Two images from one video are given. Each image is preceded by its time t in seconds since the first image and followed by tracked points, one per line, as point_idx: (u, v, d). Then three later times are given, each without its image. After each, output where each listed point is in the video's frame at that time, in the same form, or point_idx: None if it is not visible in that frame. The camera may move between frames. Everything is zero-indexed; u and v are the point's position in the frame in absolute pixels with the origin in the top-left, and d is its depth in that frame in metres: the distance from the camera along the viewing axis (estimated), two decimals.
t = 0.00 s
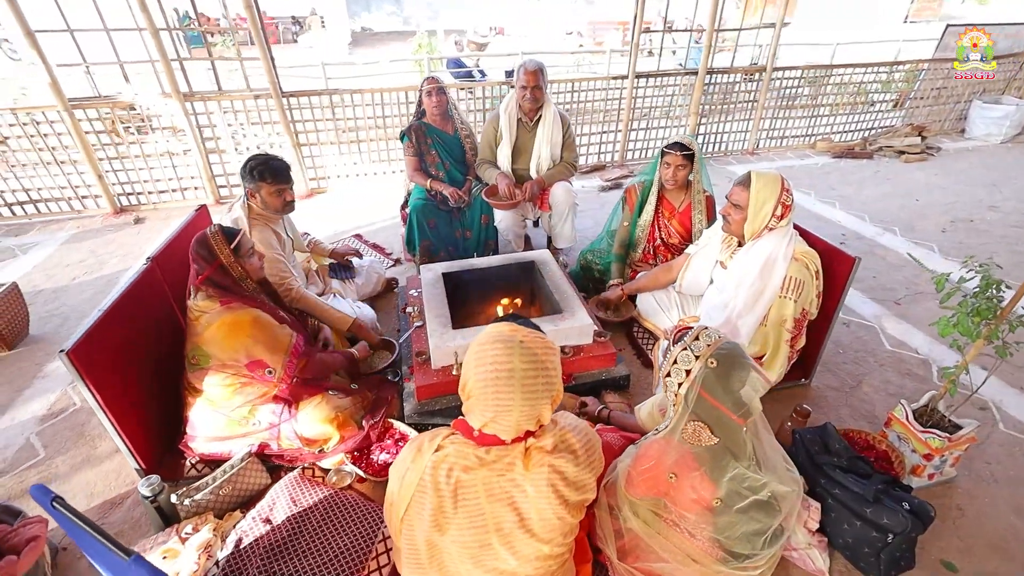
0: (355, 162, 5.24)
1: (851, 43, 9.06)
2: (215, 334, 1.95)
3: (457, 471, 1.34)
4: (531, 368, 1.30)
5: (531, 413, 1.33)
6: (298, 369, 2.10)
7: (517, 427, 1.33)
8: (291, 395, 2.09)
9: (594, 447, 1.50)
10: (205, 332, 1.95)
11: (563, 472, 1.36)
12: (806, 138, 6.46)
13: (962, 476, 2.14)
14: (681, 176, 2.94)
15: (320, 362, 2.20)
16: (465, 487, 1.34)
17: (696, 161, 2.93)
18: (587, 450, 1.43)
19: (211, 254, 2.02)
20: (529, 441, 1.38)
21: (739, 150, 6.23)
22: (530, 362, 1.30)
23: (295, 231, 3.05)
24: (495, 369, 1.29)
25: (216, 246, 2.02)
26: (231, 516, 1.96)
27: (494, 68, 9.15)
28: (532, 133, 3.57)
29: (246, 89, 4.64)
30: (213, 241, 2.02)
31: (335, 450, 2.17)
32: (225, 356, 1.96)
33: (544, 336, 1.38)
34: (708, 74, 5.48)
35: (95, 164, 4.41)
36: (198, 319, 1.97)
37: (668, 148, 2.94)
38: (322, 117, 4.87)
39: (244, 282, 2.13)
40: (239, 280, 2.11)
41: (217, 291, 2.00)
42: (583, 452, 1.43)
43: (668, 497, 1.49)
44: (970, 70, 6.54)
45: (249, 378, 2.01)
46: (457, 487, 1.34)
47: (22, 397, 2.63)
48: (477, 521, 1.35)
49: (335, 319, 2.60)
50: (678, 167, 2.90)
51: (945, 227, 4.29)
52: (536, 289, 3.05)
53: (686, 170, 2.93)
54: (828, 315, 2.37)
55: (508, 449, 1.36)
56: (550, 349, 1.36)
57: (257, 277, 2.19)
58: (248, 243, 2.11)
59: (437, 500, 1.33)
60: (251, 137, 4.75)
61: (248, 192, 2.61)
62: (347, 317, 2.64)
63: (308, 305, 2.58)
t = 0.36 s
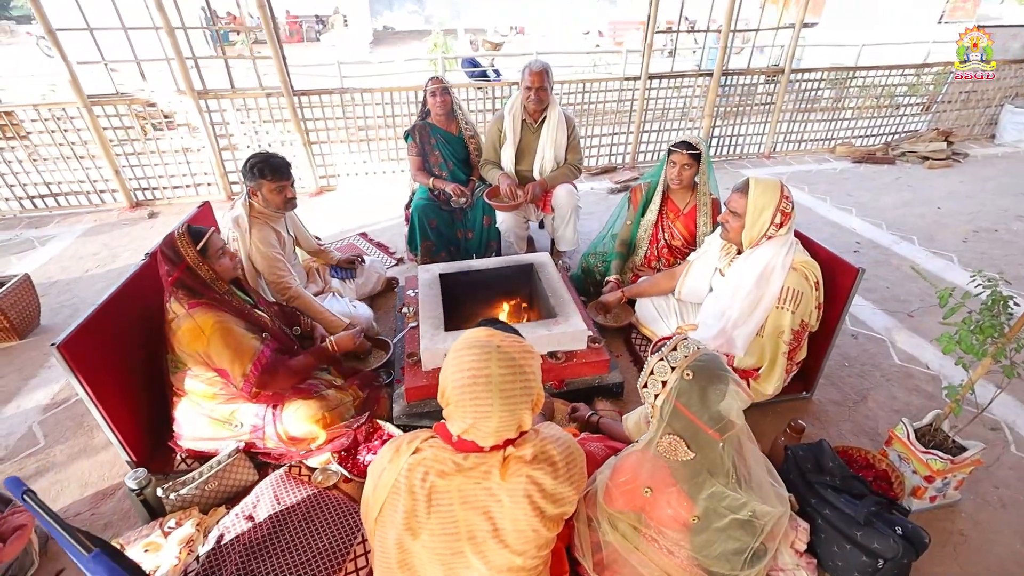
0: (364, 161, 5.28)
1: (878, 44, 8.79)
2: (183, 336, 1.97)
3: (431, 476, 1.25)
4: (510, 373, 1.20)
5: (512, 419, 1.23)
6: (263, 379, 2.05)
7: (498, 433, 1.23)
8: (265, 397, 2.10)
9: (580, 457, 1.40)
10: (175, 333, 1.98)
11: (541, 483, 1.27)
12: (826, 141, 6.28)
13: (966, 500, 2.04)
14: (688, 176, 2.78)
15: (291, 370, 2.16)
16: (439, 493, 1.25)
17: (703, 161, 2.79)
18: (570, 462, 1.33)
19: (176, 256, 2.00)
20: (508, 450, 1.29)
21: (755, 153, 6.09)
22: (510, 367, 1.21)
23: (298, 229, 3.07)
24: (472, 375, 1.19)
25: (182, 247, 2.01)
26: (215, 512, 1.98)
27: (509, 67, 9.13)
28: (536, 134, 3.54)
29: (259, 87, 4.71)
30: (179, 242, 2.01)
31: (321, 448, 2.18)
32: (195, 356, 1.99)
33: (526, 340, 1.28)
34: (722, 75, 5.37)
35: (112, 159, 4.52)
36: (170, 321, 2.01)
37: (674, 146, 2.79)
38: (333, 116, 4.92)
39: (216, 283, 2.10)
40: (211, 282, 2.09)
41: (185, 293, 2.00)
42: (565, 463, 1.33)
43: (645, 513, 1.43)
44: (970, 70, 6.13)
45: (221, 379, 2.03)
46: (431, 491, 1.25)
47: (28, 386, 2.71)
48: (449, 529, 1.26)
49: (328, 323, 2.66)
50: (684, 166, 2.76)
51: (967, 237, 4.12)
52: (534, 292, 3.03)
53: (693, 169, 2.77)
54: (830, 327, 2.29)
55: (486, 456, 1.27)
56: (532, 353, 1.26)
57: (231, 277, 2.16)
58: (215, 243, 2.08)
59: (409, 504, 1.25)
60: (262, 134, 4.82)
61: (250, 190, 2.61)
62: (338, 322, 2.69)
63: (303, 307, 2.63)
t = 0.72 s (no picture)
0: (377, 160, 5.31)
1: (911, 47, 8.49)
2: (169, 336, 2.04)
3: (401, 482, 1.21)
4: (480, 378, 1.18)
5: (482, 426, 1.19)
6: (240, 388, 2.08)
7: (468, 439, 1.20)
8: (249, 398, 2.12)
9: (557, 467, 1.36)
10: (163, 334, 2.07)
11: (513, 493, 1.23)
12: (850, 147, 6.09)
13: (977, 530, 1.94)
14: (698, 181, 2.69)
15: (269, 378, 2.16)
16: (409, 499, 1.21)
17: (714, 166, 2.71)
18: (545, 471, 1.30)
19: (163, 256, 2.06)
20: (480, 458, 1.25)
21: (775, 158, 5.94)
22: (479, 371, 1.18)
23: (303, 227, 3.09)
24: (441, 378, 1.17)
25: (168, 247, 2.06)
26: (205, 507, 2.00)
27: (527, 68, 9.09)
28: (544, 136, 3.50)
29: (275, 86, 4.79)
30: (165, 242, 2.06)
31: (312, 448, 2.19)
32: (181, 356, 2.06)
33: (499, 344, 1.26)
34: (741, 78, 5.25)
35: (133, 155, 4.65)
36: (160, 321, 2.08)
37: (685, 150, 2.72)
38: (347, 115, 4.96)
39: (204, 283, 2.13)
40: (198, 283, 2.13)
41: (172, 293, 2.06)
42: (540, 472, 1.29)
43: (625, 532, 1.37)
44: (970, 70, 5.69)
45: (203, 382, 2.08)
46: (401, 496, 1.22)
47: (40, 374, 2.78)
48: (419, 537, 1.23)
49: (330, 322, 2.68)
50: (694, 170, 2.67)
51: (995, 249, 3.93)
52: (535, 296, 3.00)
53: (703, 174, 2.69)
54: (837, 343, 2.20)
55: (458, 464, 1.23)
56: (504, 357, 1.24)
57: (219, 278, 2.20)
58: (202, 243, 2.12)
59: (378, 511, 1.22)
60: (277, 133, 4.90)
61: (255, 187, 2.66)
62: (337, 321, 2.69)
63: (303, 304, 2.66)
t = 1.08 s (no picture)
0: (390, 159, 5.35)
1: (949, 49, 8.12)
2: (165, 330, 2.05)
3: (360, 485, 1.18)
4: (433, 384, 1.15)
5: (436, 433, 1.17)
6: (238, 379, 2.10)
7: (422, 446, 1.17)
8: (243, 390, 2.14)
9: (525, 476, 1.32)
10: (160, 328, 2.06)
11: (474, 500, 1.18)
12: (877, 153, 5.86)
13: (983, 563, 1.82)
14: (704, 187, 2.60)
15: (267, 369, 2.19)
16: (367, 502, 1.18)
17: (722, 171, 2.61)
18: (509, 479, 1.25)
19: (164, 248, 2.09)
20: (442, 463, 1.21)
21: (796, 163, 5.76)
22: (433, 377, 1.16)
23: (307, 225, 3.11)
24: (393, 384, 1.15)
25: (172, 239, 2.12)
26: (192, 500, 2.03)
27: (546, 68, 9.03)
28: (550, 138, 3.45)
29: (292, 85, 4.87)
30: (169, 235, 2.10)
31: (300, 446, 2.20)
32: (178, 351, 2.06)
33: (458, 351, 1.24)
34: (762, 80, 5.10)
35: (155, 150, 4.78)
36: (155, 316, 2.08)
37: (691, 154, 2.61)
38: (361, 114, 5.01)
39: (204, 275, 2.18)
40: (200, 275, 2.18)
41: (171, 288, 2.06)
42: (504, 480, 1.24)
43: (595, 548, 1.32)
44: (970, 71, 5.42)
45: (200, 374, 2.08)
46: (360, 499, 1.19)
47: (51, 361, 2.87)
48: (377, 543, 1.19)
49: (320, 317, 2.68)
50: (699, 176, 2.58)
51: None
52: (534, 300, 2.96)
53: (709, 181, 2.60)
54: (841, 359, 2.10)
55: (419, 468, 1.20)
56: (462, 363, 1.22)
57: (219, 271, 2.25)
58: (203, 235, 2.19)
59: (337, 514, 1.19)
60: (293, 131, 4.98)
61: (257, 183, 2.68)
62: (331, 317, 2.70)
63: (299, 301, 2.66)
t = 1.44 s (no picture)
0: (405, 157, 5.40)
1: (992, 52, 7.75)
2: (174, 314, 2.11)
3: (313, 476, 1.21)
4: (353, 376, 1.17)
5: (368, 420, 1.19)
6: (241, 363, 2.15)
7: (359, 435, 1.20)
8: (246, 376, 2.18)
9: (483, 464, 1.33)
10: (169, 310, 2.12)
11: (426, 488, 1.19)
12: (906, 159, 5.63)
13: None
14: (707, 192, 2.54)
15: (271, 357, 2.23)
16: (321, 490, 1.21)
17: (726, 176, 2.54)
18: (463, 467, 1.25)
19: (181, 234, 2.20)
20: (392, 452, 1.23)
21: (819, 168, 5.58)
22: (353, 368, 1.18)
23: (314, 220, 3.14)
24: (319, 381, 1.19)
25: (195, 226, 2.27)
26: (184, 485, 2.08)
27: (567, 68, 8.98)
28: (558, 139, 3.42)
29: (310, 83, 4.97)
30: (191, 221, 2.24)
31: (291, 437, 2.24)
32: (184, 334, 2.12)
33: (382, 338, 1.25)
34: (784, 83, 4.97)
35: (179, 144, 4.94)
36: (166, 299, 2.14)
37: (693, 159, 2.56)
38: (377, 112, 5.07)
39: (217, 262, 2.31)
40: (213, 261, 2.28)
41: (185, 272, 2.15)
42: (458, 469, 1.25)
43: (554, 549, 1.31)
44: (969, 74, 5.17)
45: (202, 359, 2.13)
46: (314, 488, 1.21)
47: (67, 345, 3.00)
48: (332, 531, 1.22)
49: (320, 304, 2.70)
50: (701, 181, 2.52)
51: None
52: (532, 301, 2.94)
53: (712, 186, 2.53)
54: (839, 373, 2.03)
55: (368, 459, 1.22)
56: (385, 350, 1.23)
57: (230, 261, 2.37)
58: (219, 224, 2.36)
59: (293, 504, 1.21)
60: (310, 128, 5.08)
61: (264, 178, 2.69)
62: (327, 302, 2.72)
63: (296, 291, 2.70)
